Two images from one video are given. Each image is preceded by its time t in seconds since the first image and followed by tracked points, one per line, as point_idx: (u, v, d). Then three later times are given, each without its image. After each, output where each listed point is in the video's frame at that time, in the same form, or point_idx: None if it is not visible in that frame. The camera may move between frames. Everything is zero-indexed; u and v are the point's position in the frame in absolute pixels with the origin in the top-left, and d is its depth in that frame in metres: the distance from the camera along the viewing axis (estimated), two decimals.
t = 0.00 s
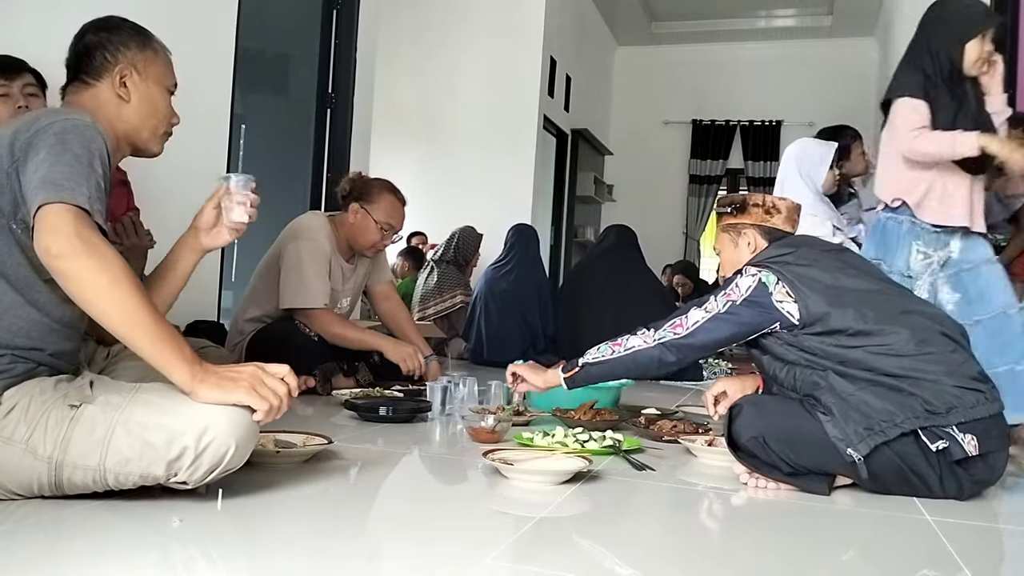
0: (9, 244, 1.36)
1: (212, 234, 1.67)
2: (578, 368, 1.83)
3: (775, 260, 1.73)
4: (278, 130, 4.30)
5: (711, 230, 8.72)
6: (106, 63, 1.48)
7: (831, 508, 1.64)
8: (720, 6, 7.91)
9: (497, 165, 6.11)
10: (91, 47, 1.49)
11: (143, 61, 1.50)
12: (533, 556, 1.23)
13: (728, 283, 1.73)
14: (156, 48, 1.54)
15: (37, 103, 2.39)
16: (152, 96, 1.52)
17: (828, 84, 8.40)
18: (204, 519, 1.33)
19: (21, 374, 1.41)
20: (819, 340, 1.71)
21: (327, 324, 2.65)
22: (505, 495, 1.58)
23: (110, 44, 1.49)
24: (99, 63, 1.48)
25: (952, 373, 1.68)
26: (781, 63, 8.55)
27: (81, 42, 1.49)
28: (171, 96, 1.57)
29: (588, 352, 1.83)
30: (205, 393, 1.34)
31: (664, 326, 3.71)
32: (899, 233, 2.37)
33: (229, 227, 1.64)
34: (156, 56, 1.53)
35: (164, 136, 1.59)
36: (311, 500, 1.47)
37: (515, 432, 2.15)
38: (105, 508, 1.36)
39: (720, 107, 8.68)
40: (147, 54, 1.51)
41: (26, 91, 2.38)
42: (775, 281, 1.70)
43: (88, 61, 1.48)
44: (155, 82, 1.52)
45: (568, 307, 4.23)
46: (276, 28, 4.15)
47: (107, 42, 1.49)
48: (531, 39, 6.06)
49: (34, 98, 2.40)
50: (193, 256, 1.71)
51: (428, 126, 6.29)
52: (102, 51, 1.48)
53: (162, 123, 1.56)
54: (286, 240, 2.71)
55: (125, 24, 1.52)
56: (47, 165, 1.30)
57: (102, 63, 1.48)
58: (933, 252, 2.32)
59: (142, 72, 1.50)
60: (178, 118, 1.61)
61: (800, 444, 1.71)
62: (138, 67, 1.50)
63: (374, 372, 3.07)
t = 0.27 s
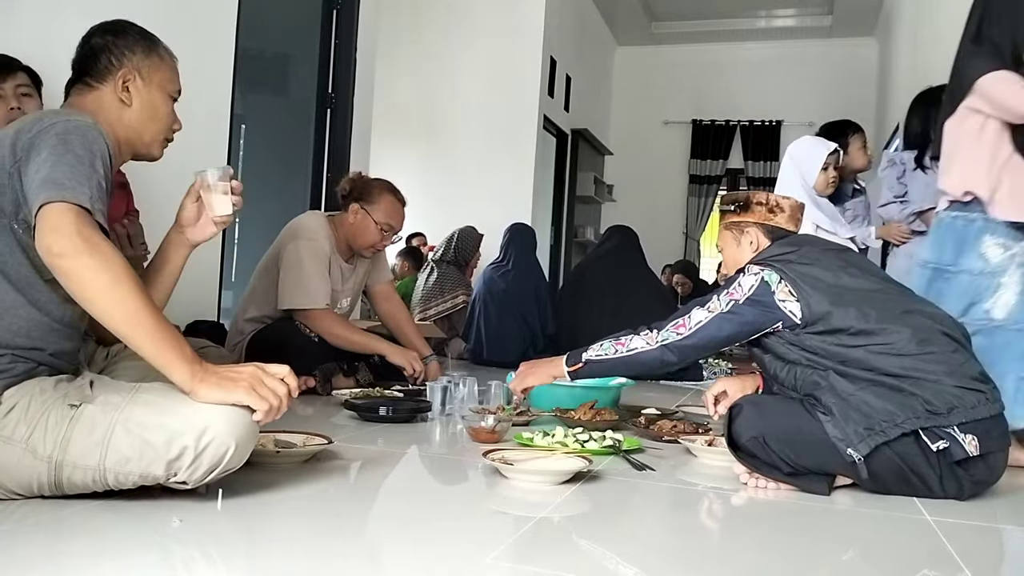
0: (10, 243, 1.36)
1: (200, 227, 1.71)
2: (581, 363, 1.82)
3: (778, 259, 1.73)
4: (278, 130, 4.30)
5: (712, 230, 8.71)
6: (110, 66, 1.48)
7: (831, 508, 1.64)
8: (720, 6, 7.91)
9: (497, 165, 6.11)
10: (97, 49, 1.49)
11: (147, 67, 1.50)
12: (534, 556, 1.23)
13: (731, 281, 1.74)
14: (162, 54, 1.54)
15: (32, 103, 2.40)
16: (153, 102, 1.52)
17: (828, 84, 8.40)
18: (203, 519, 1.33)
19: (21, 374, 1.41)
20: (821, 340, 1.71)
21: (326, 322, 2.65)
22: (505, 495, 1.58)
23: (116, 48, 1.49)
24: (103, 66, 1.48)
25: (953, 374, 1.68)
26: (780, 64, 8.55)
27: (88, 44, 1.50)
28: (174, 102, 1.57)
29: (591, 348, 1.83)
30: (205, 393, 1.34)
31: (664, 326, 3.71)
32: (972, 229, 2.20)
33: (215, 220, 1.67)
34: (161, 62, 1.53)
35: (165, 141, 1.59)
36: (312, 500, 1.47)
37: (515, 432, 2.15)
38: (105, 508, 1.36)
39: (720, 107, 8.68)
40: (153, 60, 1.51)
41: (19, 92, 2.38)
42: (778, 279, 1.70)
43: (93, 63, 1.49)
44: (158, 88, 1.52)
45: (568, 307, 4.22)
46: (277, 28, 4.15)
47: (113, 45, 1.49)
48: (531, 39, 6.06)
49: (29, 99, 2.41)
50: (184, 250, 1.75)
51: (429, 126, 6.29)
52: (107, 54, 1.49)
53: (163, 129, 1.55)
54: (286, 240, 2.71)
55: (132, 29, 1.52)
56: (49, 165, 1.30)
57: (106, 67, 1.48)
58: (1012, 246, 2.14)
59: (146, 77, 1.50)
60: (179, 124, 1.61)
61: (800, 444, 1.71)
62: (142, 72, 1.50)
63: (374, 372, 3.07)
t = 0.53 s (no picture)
0: (10, 243, 1.36)
1: (193, 224, 1.74)
2: (583, 366, 1.80)
3: (780, 258, 1.73)
4: (278, 129, 4.30)
5: (712, 230, 8.71)
6: (112, 68, 1.48)
7: (831, 508, 1.64)
8: (720, 6, 7.91)
9: (498, 165, 6.11)
10: (99, 50, 1.49)
11: (149, 70, 1.50)
12: (535, 557, 1.23)
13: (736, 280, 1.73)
14: (164, 57, 1.54)
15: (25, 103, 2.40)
16: (153, 104, 1.52)
17: (828, 84, 8.40)
18: (203, 519, 1.33)
19: (22, 374, 1.41)
20: (824, 339, 1.70)
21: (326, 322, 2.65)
22: (505, 495, 1.58)
23: (119, 50, 1.49)
24: (105, 67, 1.48)
25: (955, 374, 1.68)
26: (781, 63, 8.55)
27: (92, 45, 1.50)
28: (175, 106, 1.57)
29: (593, 350, 1.82)
30: (205, 392, 1.34)
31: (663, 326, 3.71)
32: None
33: (207, 216, 1.69)
34: (163, 65, 1.53)
35: (164, 144, 1.59)
36: (312, 500, 1.47)
37: (515, 432, 2.15)
38: (105, 508, 1.36)
39: (720, 107, 8.68)
40: (155, 63, 1.51)
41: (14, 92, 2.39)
42: (781, 279, 1.70)
43: (95, 64, 1.49)
44: (160, 91, 1.52)
45: (568, 307, 4.22)
46: (277, 28, 4.15)
47: (116, 47, 1.49)
48: (531, 39, 6.06)
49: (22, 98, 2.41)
50: (180, 245, 1.76)
51: (429, 126, 6.29)
52: (109, 55, 1.49)
53: (162, 132, 1.55)
54: (286, 240, 2.71)
55: (136, 31, 1.53)
56: (50, 165, 1.30)
57: (108, 68, 1.48)
58: None
59: (147, 80, 1.50)
60: (179, 127, 1.61)
61: (800, 444, 1.71)
62: (143, 74, 1.50)
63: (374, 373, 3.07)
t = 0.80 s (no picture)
0: (11, 242, 1.36)
1: (193, 222, 1.74)
2: (587, 369, 1.79)
3: (784, 256, 1.73)
4: (278, 129, 4.30)
5: (712, 230, 8.70)
6: (112, 68, 1.48)
7: (831, 508, 1.64)
8: (720, 6, 7.91)
9: (498, 165, 6.11)
10: (100, 50, 1.49)
11: (149, 70, 1.50)
12: (535, 557, 1.23)
13: (740, 278, 1.72)
14: (165, 57, 1.54)
15: (14, 103, 2.42)
16: (153, 104, 1.52)
17: (828, 84, 8.40)
18: (204, 519, 1.33)
19: (22, 374, 1.41)
20: (826, 339, 1.70)
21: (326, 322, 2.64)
22: (505, 496, 1.58)
23: (119, 50, 1.49)
24: (105, 67, 1.48)
25: (957, 375, 1.68)
26: (780, 63, 8.55)
27: (93, 45, 1.50)
28: (175, 107, 1.57)
29: (598, 353, 1.80)
30: (207, 392, 1.34)
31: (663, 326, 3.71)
32: None
33: (208, 214, 1.69)
34: (163, 65, 1.53)
35: (164, 144, 1.59)
36: (312, 500, 1.47)
37: (515, 432, 2.15)
38: (105, 508, 1.36)
39: (720, 108, 8.68)
40: (155, 63, 1.51)
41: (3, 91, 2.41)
42: (786, 278, 1.69)
43: (96, 65, 1.49)
44: (159, 91, 1.52)
45: (568, 307, 4.22)
46: (276, 28, 4.15)
47: (116, 47, 1.49)
48: (531, 39, 6.06)
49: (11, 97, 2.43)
50: (181, 244, 1.76)
51: (428, 126, 6.29)
52: (109, 55, 1.49)
53: (162, 132, 1.55)
54: (286, 240, 2.71)
55: (137, 32, 1.53)
56: (54, 162, 1.30)
57: (107, 68, 1.48)
58: None
59: (147, 80, 1.50)
60: (179, 128, 1.61)
61: (801, 444, 1.71)
62: (143, 74, 1.50)
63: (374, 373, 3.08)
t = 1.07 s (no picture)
0: (12, 241, 1.36)
1: (192, 224, 1.74)
2: (592, 378, 1.80)
3: (786, 256, 1.73)
4: (278, 130, 4.30)
5: (712, 230, 8.70)
6: (112, 68, 1.49)
7: (831, 508, 1.64)
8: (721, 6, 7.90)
9: (498, 164, 6.11)
10: (101, 50, 1.50)
11: (149, 70, 1.50)
12: (536, 557, 1.23)
13: (743, 278, 1.72)
14: (166, 58, 1.54)
15: (8, 103, 2.41)
16: (152, 105, 1.52)
17: (828, 84, 8.40)
18: (203, 520, 1.33)
19: (22, 373, 1.41)
20: (829, 340, 1.70)
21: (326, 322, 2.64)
22: (504, 495, 1.58)
23: (119, 50, 1.49)
24: (105, 67, 1.49)
25: (960, 377, 1.68)
26: (780, 64, 8.55)
27: (94, 45, 1.51)
28: (175, 108, 1.57)
29: (602, 360, 1.81)
30: (208, 393, 1.34)
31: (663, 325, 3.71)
32: None
33: (207, 215, 1.70)
34: (164, 65, 1.53)
35: (163, 145, 1.59)
36: (313, 500, 1.47)
37: (515, 432, 2.15)
38: (105, 508, 1.36)
39: (720, 108, 8.68)
40: (155, 63, 1.51)
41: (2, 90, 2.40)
42: (789, 279, 1.69)
43: (96, 65, 1.49)
44: (159, 91, 1.52)
45: (568, 307, 4.22)
46: (276, 28, 4.15)
47: (116, 47, 1.49)
48: (530, 39, 6.06)
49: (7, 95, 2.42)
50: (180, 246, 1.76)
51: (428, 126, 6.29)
52: (110, 55, 1.49)
53: (162, 133, 1.55)
54: (286, 240, 2.72)
55: (137, 32, 1.53)
56: (60, 159, 1.31)
57: (107, 68, 1.49)
58: None
59: (146, 80, 1.50)
60: (179, 129, 1.61)
61: (801, 444, 1.71)
62: (142, 75, 1.50)
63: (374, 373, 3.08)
